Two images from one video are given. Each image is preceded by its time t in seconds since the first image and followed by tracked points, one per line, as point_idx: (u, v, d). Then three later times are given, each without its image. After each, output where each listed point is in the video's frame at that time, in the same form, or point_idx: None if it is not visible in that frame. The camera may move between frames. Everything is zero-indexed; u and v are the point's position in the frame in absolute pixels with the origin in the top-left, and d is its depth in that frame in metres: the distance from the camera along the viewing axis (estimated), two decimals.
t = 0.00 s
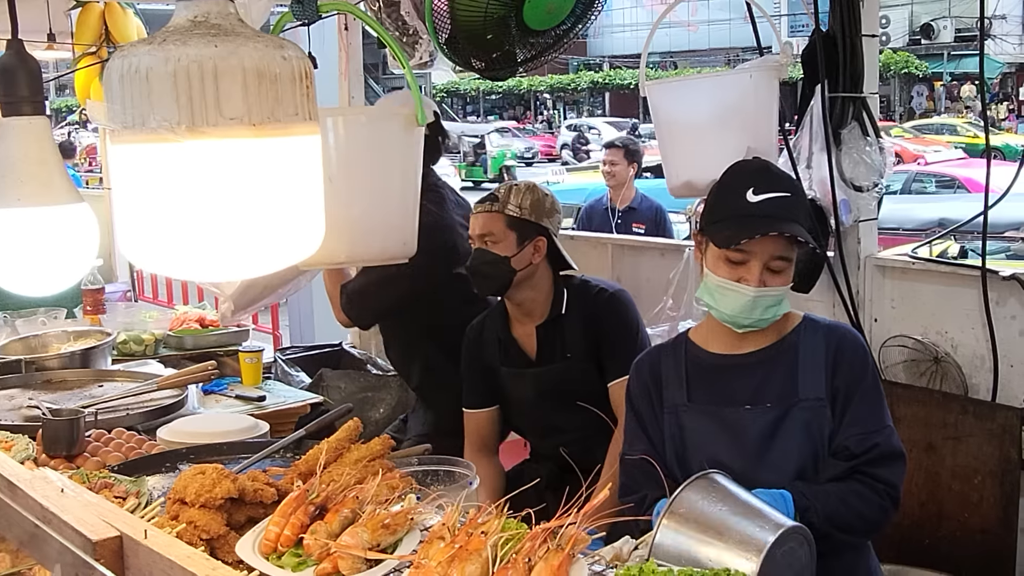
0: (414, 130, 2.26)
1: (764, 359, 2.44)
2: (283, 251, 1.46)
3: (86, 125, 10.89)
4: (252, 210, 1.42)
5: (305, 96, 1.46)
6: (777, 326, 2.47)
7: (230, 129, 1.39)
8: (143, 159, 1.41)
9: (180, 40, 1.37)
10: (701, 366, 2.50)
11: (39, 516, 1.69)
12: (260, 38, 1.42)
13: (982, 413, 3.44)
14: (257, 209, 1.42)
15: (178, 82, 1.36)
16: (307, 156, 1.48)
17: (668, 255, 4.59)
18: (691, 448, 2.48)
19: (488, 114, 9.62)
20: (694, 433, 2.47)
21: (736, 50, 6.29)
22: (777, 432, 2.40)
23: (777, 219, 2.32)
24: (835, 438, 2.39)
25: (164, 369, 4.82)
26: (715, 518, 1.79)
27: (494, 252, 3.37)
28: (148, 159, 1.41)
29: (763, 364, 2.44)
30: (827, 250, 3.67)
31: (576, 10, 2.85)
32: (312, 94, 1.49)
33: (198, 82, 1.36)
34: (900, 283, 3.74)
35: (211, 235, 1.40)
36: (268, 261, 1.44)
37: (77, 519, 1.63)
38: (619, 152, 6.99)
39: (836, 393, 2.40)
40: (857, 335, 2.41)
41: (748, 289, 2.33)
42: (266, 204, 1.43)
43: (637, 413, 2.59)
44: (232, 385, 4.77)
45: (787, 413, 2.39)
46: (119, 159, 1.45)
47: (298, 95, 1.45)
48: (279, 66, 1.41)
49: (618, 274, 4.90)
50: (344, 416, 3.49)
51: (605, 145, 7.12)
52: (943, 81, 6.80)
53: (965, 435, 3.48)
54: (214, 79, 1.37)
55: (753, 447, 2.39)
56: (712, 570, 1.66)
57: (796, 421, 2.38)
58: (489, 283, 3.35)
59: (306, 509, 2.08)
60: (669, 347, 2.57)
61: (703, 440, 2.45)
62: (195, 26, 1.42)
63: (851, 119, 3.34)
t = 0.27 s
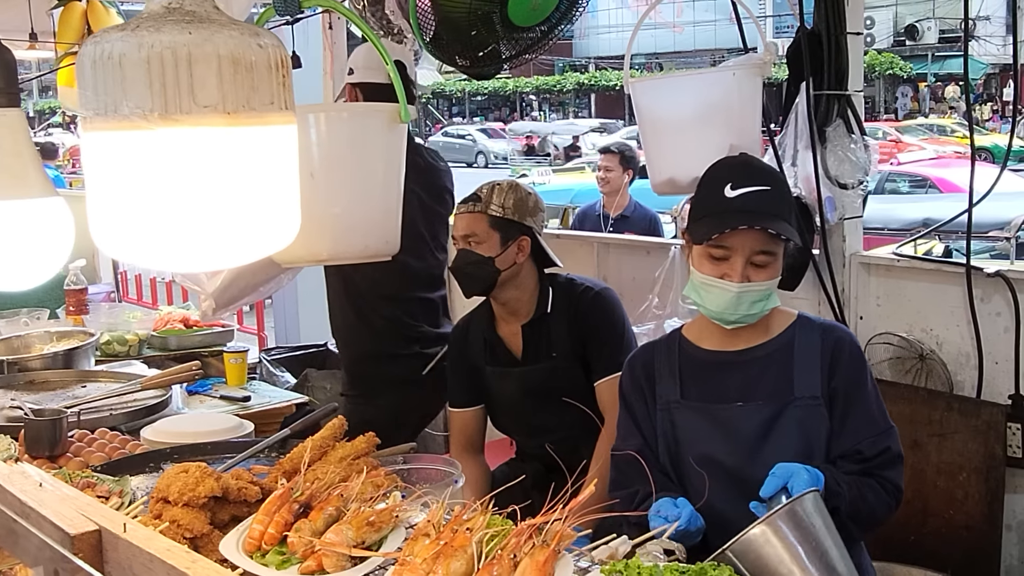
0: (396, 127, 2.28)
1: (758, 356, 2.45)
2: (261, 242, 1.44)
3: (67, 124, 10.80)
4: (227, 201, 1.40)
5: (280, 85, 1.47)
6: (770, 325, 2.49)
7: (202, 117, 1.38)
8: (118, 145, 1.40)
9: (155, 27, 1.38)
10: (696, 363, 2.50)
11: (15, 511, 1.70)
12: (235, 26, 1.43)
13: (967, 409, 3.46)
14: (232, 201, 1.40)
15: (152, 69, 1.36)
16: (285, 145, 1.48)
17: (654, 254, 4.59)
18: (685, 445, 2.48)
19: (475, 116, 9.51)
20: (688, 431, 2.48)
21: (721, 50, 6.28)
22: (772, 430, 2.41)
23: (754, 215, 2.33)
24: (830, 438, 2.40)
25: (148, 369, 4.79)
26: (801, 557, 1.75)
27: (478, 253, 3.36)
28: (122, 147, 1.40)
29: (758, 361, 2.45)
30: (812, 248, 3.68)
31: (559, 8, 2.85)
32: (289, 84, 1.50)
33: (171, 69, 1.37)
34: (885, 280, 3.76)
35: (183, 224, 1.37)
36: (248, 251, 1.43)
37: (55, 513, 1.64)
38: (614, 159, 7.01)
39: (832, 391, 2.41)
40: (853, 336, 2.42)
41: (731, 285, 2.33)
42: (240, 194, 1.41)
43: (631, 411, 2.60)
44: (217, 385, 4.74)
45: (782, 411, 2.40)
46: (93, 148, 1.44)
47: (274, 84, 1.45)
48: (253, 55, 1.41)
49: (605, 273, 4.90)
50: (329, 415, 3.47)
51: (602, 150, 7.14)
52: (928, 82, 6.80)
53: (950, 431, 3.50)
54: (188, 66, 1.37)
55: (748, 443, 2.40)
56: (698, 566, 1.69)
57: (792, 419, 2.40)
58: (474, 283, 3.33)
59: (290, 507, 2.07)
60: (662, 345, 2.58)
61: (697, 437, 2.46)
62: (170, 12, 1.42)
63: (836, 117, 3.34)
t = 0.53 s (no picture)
0: (370, 119, 2.25)
1: (759, 350, 2.45)
2: (224, 225, 1.48)
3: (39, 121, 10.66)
4: (190, 181, 1.43)
5: (242, 64, 1.45)
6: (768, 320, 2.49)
7: (161, 95, 1.36)
8: (71, 124, 1.42)
9: (111, 2, 1.34)
10: (696, 353, 2.50)
11: None
12: (195, 2, 1.39)
13: (942, 403, 3.49)
14: (195, 183, 1.44)
15: (108, 46, 1.33)
16: (241, 122, 1.48)
17: (631, 249, 4.59)
18: (682, 436, 2.48)
19: (454, 115, 9.46)
20: (685, 422, 2.47)
21: (699, 48, 6.28)
22: (771, 424, 2.41)
23: (721, 204, 2.33)
24: (833, 437, 2.42)
25: (122, 367, 4.74)
26: None
27: (455, 249, 3.34)
28: (76, 124, 1.41)
29: (758, 354, 2.45)
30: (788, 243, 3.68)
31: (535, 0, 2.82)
32: (250, 62, 1.48)
33: (129, 45, 1.33)
34: (861, 275, 3.77)
35: (145, 206, 1.42)
36: (209, 233, 1.47)
37: (15, 502, 1.75)
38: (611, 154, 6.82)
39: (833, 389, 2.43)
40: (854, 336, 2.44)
41: (713, 278, 2.33)
42: (202, 173, 1.44)
43: (627, 399, 2.59)
44: (192, 383, 4.70)
45: (783, 406, 2.41)
46: (48, 127, 1.46)
47: (235, 63, 1.43)
48: (213, 31, 1.38)
49: (582, 269, 4.89)
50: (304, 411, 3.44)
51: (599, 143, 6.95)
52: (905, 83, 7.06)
53: (925, 425, 3.53)
54: (146, 43, 1.33)
55: (746, 436, 2.40)
56: (671, 558, 1.69)
57: (792, 414, 2.40)
58: (450, 279, 3.30)
59: (263, 502, 2.05)
60: (660, 334, 2.57)
61: (695, 428, 2.45)
62: None
63: (812, 111, 3.35)
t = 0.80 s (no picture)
0: (339, 110, 2.24)
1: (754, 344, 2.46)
2: (182, 205, 1.49)
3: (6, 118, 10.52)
4: (147, 164, 1.43)
5: (198, 41, 1.43)
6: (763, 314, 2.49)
7: (114, 71, 1.35)
8: (21, 102, 1.39)
9: None
10: (691, 346, 2.51)
11: None
12: None
13: (912, 398, 3.54)
14: (152, 167, 1.44)
15: (59, 22, 1.32)
16: (196, 102, 1.47)
17: (604, 245, 4.60)
18: (674, 428, 2.48)
19: (428, 114, 9.43)
20: (677, 414, 2.47)
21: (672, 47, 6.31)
22: (764, 419, 2.41)
23: (691, 199, 2.34)
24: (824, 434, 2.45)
25: (90, 364, 4.68)
26: None
27: (424, 243, 3.32)
28: (27, 104, 1.39)
29: (753, 349, 2.45)
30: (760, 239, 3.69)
31: None
32: (207, 40, 1.46)
33: (81, 21, 1.32)
34: (832, 269, 3.81)
35: (100, 190, 1.41)
36: (168, 216, 1.48)
37: None
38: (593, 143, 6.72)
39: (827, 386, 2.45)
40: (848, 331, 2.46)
41: (697, 274, 2.35)
42: (160, 159, 1.44)
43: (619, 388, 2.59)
44: (161, 380, 4.65)
45: (776, 402, 2.41)
46: None
47: (191, 40, 1.42)
48: (167, 9, 1.37)
49: (555, 266, 4.89)
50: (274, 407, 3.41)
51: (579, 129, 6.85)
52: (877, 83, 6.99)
53: (896, 420, 3.56)
54: (98, 18, 1.33)
55: (738, 431, 2.41)
56: (639, 548, 1.69)
57: (785, 410, 2.40)
58: (420, 274, 3.29)
59: (229, 496, 2.03)
60: (654, 326, 2.58)
61: (687, 421, 2.45)
62: None
63: (783, 106, 3.35)
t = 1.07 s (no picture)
0: (303, 102, 2.22)
1: (739, 338, 2.45)
2: (135, 189, 1.48)
3: None
4: (98, 148, 1.43)
5: (150, 25, 1.42)
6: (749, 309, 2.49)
7: (62, 54, 1.35)
8: None
9: None
10: (676, 338, 2.52)
11: None
12: None
13: (879, 392, 3.58)
14: (102, 151, 1.43)
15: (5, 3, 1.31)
16: (147, 85, 1.45)
17: (574, 241, 4.60)
18: (655, 421, 2.48)
19: (400, 113, 9.40)
20: (658, 406, 2.48)
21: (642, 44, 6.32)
22: (745, 412, 2.41)
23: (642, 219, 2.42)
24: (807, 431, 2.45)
25: (56, 363, 4.63)
26: None
27: (392, 239, 3.30)
28: None
29: (739, 343, 2.46)
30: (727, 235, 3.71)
31: None
32: (159, 23, 1.44)
33: (27, 6, 1.32)
34: (799, 265, 3.84)
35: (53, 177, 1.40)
36: (121, 203, 1.46)
37: None
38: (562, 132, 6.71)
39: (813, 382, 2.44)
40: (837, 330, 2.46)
41: (666, 285, 2.40)
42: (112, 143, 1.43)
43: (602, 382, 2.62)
44: (128, 379, 4.60)
45: (759, 395, 2.40)
46: None
47: (142, 21, 1.41)
48: None
49: (526, 262, 4.89)
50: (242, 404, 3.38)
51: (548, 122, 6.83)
52: (848, 82, 6.93)
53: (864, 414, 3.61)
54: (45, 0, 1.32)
55: (718, 424, 2.41)
56: (603, 540, 1.69)
57: (768, 404, 2.40)
58: (388, 270, 3.28)
59: (192, 492, 2.00)
60: (641, 319, 2.59)
61: (669, 414, 2.46)
62: None
63: (751, 101, 3.37)
